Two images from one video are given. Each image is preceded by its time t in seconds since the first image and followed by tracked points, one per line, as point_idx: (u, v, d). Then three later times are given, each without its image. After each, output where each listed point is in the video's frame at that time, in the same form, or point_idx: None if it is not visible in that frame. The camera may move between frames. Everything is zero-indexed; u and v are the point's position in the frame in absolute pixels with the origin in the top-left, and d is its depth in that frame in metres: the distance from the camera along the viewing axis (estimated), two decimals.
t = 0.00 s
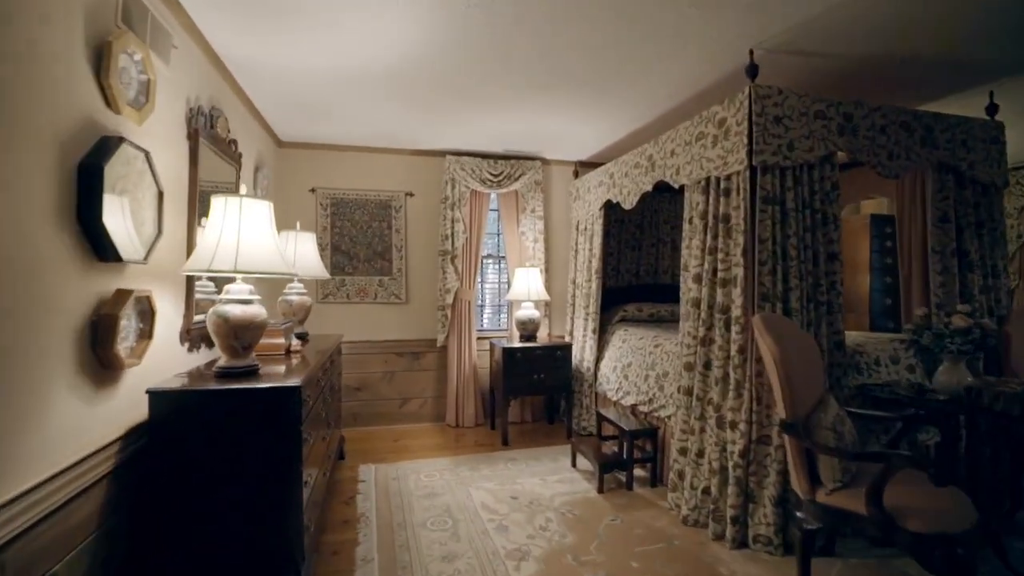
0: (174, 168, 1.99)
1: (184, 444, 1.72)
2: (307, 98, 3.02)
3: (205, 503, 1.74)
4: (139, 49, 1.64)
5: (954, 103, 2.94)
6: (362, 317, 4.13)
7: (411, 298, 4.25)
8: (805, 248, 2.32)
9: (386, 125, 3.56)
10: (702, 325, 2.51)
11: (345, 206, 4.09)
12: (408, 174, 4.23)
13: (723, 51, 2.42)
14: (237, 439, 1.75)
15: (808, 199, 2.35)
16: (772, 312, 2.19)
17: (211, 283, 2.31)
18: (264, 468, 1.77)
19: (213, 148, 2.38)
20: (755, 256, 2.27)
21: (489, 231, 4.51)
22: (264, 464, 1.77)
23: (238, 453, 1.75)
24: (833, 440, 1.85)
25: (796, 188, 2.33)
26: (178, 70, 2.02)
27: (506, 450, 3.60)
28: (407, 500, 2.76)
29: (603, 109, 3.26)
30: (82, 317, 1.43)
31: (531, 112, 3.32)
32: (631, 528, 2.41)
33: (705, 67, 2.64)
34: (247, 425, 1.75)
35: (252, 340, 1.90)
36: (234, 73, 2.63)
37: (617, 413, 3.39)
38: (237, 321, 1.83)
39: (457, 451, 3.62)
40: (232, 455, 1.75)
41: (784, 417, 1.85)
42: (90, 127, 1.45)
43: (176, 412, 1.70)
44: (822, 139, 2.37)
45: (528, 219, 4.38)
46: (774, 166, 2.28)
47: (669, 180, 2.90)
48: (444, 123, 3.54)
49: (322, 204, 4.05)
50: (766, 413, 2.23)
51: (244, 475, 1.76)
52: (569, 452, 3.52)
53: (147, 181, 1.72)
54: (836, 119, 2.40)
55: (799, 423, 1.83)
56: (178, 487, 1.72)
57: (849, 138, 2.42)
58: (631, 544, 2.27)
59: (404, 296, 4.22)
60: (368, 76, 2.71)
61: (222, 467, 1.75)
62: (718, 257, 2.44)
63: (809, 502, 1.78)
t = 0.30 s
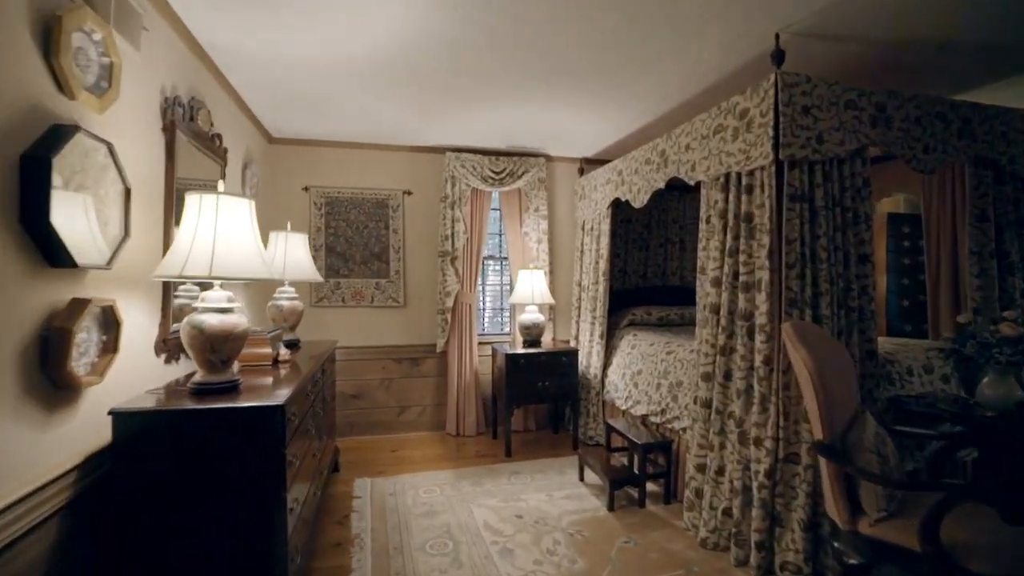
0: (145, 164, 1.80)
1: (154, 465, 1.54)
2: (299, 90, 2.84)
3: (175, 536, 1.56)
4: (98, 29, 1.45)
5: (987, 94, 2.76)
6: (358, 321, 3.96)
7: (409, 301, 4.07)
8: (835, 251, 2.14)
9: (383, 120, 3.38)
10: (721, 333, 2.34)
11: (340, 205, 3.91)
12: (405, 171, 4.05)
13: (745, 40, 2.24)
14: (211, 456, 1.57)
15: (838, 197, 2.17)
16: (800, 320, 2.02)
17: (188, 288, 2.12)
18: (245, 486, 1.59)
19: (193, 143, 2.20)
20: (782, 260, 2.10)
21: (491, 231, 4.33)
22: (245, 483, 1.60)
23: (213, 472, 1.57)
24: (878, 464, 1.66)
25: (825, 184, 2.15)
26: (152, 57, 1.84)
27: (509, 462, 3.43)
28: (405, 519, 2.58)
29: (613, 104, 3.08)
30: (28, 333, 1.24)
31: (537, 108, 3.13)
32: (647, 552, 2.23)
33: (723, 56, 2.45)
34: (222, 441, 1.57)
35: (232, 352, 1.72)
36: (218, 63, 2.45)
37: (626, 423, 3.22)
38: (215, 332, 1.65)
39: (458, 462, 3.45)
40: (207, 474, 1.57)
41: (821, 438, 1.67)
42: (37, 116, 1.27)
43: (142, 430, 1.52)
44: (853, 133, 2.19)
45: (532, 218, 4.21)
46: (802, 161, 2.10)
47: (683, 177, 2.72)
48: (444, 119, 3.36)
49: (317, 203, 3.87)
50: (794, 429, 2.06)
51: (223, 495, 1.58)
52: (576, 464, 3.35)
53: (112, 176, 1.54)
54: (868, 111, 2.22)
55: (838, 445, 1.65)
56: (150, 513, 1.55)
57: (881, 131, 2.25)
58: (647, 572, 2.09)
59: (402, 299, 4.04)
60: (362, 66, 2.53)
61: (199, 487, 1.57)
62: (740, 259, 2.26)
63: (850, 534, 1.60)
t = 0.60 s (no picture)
0: (103, 158, 1.61)
1: (99, 497, 1.34)
2: (286, 81, 2.65)
3: None
4: None
5: None
6: (352, 327, 3.77)
7: (406, 306, 3.88)
8: (871, 255, 1.94)
9: (377, 114, 3.19)
10: (742, 344, 2.15)
11: (333, 206, 3.72)
12: (402, 170, 3.86)
13: (769, 25, 2.05)
14: (168, 484, 1.37)
15: (873, 196, 1.98)
16: (833, 332, 1.83)
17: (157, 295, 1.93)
18: (205, 514, 1.41)
19: (164, 135, 2.01)
20: (813, 265, 1.90)
21: (491, 233, 4.14)
22: (210, 513, 1.40)
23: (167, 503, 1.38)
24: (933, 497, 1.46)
25: (860, 181, 1.95)
26: (113, 38, 1.65)
27: (511, 478, 3.23)
28: (398, 544, 2.38)
29: (621, 98, 2.88)
30: None
31: (540, 102, 2.94)
32: None
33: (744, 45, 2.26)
34: (180, 465, 1.37)
35: (200, 369, 1.51)
36: (195, 50, 2.26)
37: (635, 437, 3.02)
38: (183, 345, 1.44)
39: (456, 478, 3.25)
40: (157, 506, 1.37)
41: (867, 470, 1.48)
42: None
43: (84, 459, 1.31)
44: (889, 125, 2.00)
45: (534, 219, 4.02)
46: (834, 157, 1.91)
47: (697, 175, 2.53)
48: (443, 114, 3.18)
49: (308, 203, 3.68)
50: (825, 452, 1.88)
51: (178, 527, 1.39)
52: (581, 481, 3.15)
53: (61, 166, 1.36)
54: (904, 102, 2.03)
55: (886, 478, 1.47)
56: (96, 551, 1.35)
57: (918, 123, 2.06)
58: None
59: (398, 305, 3.84)
60: (352, 53, 2.33)
61: (154, 518, 1.37)
62: (764, 264, 2.07)
63: None
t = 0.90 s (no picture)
0: (54, 150, 1.43)
1: (50, 525, 1.15)
2: (272, 70, 2.47)
3: None
4: None
5: None
6: (345, 333, 3.59)
7: (402, 311, 3.70)
8: (910, 258, 1.77)
9: (370, 108, 3.02)
10: (765, 355, 1.97)
11: (325, 205, 3.54)
12: (398, 168, 3.68)
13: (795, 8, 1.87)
14: (139, 511, 1.19)
15: (912, 193, 1.81)
16: (871, 343, 1.66)
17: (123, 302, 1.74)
18: (187, 535, 1.23)
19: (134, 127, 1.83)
20: (847, 269, 1.72)
21: (492, 234, 3.97)
22: (174, 553, 1.23)
23: (131, 530, 1.20)
24: (1000, 537, 1.28)
25: (897, 177, 1.78)
26: (67, 16, 1.47)
27: (513, 493, 3.06)
28: (392, 570, 2.21)
29: (630, 91, 2.71)
30: None
31: (544, 94, 2.77)
32: None
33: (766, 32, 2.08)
34: (138, 500, 1.18)
35: (161, 388, 1.31)
36: (170, 34, 2.08)
37: (644, 450, 2.85)
38: (138, 363, 1.25)
39: (454, 493, 3.08)
40: (122, 532, 1.19)
41: (923, 505, 1.28)
42: None
43: (25, 493, 1.12)
44: (928, 116, 1.83)
45: (537, 219, 3.84)
46: (869, 151, 1.74)
47: (713, 171, 2.36)
48: (440, 107, 3.00)
49: (299, 202, 3.50)
50: (861, 475, 1.72)
51: (143, 558, 1.21)
52: (587, 496, 2.97)
53: None
54: (943, 91, 1.86)
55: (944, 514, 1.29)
56: None
57: (958, 114, 1.89)
58: None
59: (394, 309, 3.67)
60: (341, 39, 2.16)
61: (108, 560, 1.19)
62: (790, 268, 1.89)
63: None
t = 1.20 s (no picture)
0: None
1: None
2: (243, 60, 2.29)
3: None
4: None
5: None
6: (325, 341, 3.40)
7: (385, 317, 3.52)
8: (933, 265, 1.64)
9: (352, 103, 2.84)
10: (775, 369, 1.83)
11: (304, 205, 3.35)
12: (381, 167, 3.50)
13: None
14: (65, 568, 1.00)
15: (934, 194, 1.68)
16: (895, 359, 1.52)
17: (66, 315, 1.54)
18: None
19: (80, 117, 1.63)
20: (868, 277, 1.59)
21: (480, 237, 3.80)
22: None
23: None
24: None
25: (919, 178, 1.65)
26: None
27: (503, 511, 2.89)
28: None
29: (628, 86, 2.56)
30: None
31: (537, 89, 2.62)
32: None
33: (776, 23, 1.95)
34: (64, 555, 1.00)
35: (96, 419, 1.13)
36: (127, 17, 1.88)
37: (642, 465, 2.70)
38: (66, 391, 1.06)
39: (442, 511, 2.90)
40: None
41: (968, 545, 1.15)
42: None
43: None
44: (949, 113, 1.71)
45: (527, 221, 3.69)
46: (890, 149, 1.60)
47: (715, 171, 2.22)
48: (427, 103, 2.84)
49: (276, 202, 3.30)
50: (884, 501, 1.58)
51: None
52: (582, 514, 2.82)
53: None
54: (964, 86, 1.75)
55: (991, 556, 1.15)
56: None
57: (979, 111, 1.77)
58: None
59: (377, 316, 3.48)
60: (318, 25, 1.98)
61: None
62: (804, 275, 1.75)
63: None
